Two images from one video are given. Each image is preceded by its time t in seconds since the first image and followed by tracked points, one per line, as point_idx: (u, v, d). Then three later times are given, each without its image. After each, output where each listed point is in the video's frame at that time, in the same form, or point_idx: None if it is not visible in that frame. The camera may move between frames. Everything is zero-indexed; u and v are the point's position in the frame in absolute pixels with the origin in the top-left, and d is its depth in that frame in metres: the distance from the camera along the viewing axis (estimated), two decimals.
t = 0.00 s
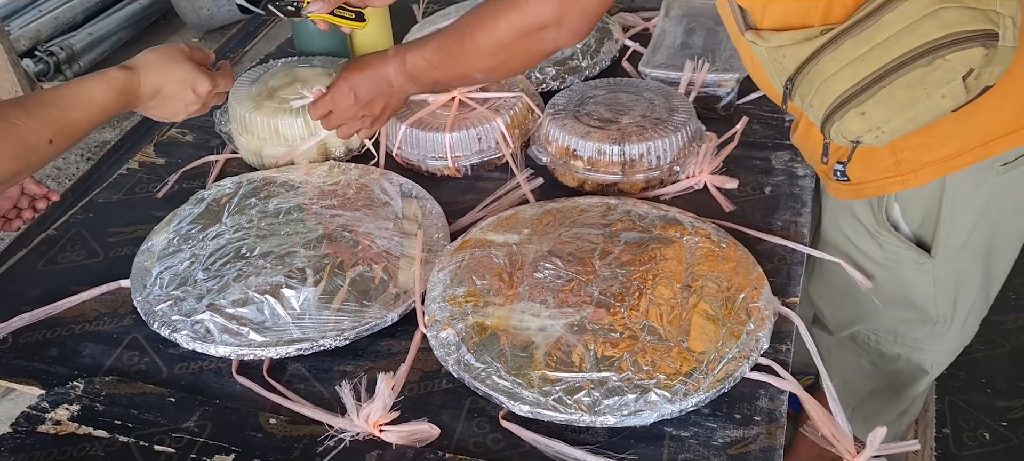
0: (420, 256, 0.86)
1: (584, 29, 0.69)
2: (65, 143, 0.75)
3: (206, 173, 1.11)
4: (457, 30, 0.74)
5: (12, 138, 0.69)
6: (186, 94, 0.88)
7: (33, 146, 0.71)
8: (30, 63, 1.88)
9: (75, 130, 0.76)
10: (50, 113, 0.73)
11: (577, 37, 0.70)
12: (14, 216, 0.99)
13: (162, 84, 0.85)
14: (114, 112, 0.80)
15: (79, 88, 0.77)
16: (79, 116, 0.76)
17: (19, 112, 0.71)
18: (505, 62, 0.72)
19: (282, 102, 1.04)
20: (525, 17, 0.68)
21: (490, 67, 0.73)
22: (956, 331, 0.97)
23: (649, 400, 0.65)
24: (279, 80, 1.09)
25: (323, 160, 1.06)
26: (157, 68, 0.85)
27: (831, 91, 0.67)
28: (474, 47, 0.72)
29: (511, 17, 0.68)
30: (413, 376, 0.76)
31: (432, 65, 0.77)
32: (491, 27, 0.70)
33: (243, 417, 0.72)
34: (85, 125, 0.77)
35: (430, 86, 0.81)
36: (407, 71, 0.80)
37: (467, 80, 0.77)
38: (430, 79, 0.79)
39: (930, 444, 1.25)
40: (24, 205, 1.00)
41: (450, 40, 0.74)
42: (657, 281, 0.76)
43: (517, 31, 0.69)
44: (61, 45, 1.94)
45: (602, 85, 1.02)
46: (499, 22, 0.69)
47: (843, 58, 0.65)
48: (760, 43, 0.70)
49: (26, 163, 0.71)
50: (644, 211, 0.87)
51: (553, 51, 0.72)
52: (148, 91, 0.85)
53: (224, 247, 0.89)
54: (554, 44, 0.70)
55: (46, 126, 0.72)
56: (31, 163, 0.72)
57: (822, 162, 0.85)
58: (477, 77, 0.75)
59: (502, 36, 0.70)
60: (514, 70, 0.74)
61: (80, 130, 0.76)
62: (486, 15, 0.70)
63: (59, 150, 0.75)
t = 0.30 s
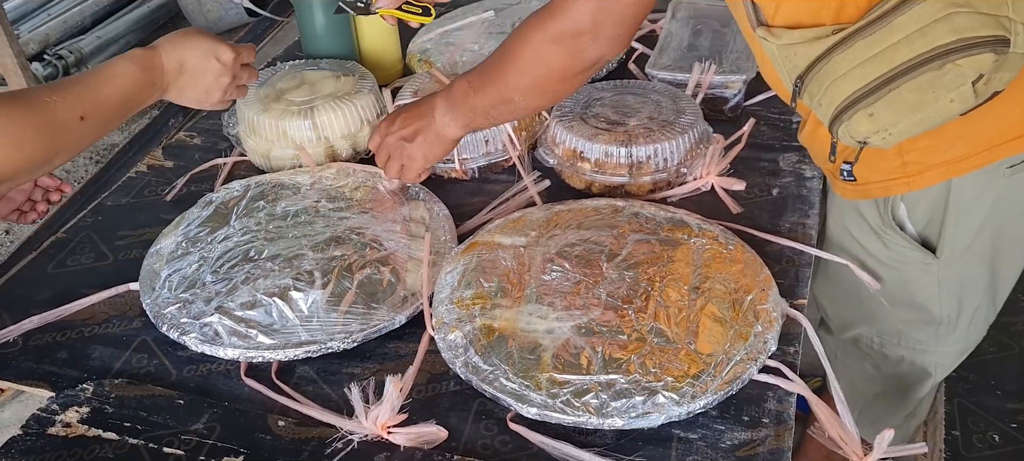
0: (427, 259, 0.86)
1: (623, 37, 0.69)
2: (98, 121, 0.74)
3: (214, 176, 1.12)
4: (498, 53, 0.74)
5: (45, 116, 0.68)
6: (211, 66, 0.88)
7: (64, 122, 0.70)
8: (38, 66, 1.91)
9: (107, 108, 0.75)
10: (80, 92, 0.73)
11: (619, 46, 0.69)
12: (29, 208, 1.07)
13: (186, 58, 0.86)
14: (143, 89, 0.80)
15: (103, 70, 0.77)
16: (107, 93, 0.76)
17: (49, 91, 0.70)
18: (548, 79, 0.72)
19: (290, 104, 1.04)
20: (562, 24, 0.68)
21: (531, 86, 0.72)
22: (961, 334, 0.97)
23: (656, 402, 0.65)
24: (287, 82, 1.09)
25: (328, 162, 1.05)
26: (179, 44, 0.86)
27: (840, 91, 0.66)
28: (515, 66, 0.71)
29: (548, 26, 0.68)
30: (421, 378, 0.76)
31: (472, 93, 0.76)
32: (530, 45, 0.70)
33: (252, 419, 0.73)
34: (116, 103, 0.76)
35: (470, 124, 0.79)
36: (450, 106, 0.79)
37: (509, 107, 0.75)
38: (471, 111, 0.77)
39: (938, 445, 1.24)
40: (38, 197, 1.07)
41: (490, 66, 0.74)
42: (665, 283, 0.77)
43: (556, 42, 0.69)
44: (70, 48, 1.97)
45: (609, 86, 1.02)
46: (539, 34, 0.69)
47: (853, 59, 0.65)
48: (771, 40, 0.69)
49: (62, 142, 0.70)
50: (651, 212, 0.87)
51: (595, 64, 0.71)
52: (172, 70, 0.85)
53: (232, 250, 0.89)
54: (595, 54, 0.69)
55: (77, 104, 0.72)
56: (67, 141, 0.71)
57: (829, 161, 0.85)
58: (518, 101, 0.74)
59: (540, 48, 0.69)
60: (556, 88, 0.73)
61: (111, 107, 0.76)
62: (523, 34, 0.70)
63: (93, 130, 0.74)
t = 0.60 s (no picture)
0: (433, 258, 0.86)
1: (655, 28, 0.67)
2: (148, 58, 0.79)
3: (220, 176, 1.12)
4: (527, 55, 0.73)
5: (99, 53, 0.74)
6: (246, 6, 0.94)
7: (117, 59, 0.75)
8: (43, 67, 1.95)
9: (155, 49, 0.80)
10: (129, 34, 0.79)
11: (653, 36, 0.67)
12: (31, 206, 1.11)
13: (222, 3, 0.91)
14: (186, 30, 0.85)
15: (150, 19, 0.83)
16: (154, 34, 0.81)
17: (101, 34, 0.76)
18: (578, 76, 0.70)
19: (296, 103, 1.05)
20: (589, 21, 0.66)
21: (561, 85, 0.71)
22: (968, 333, 0.97)
23: (663, 401, 0.65)
24: (292, 82, 1.09)
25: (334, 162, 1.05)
26: None
27: (851, 82, 0.65)
28: (545, 65, 0.70)
29: (574, 23, 0.67)
30: (427, 377, 0.76)
31: (504, 96, 0.75)
32: (558, 43, 0.68)
33: (258, 419, 0.73)
34: (163, 43, 0.82)
35: (501, 130, 0.79)
36: (481, 112, 0.78)
37: (540, 109, 0.74)
38: (502, 115, 0.77)
39: (946, 445, 1.24)
40: (40, 195, 1.11)
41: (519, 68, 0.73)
42: (671, 282, 0.76)
43: (585, 37, 0.67)
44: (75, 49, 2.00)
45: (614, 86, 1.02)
46: (566, 31, 0.67)
47: (866, 50, 0.63)
48: (785, 30, 0.67)
49: (117, 77, 0.75)
50: (657, 211, 0.87)
51: (628, 58, 0.69)
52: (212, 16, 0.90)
53: (239, 250, 0.90)
54: (626, 47, 0.67)
55: (123, 44, 0.77)
56: (121, 77, 0.75)
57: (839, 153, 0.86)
58: (549, 102, 0.73)
59: (568, 45, 0.68)
60: (586, 88, 0.71)
61: (160, 46, 0.81)
62: (552, 32, 0.69)
63: (146, 69, 0.79)
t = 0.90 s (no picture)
0: (436, 261, 0.86)
1: (712, 30, 0.66)
2: (164, 54, 0.79)
3: (223, 180, 1.12)
4: (587, 47, 0.73)
5: (117, 48, 0.74)
6: (264, 6, 0.91)
7: (134, 55, 0.75)
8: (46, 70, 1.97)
9: (171, 45, 0.80)
10: (145, 29, 0.78)
11: (709, 39, 0.66)
12: (29, 215, 1.11)
13: (239, 2, 0.89)
14: (204, 27, 0.84)
15: (167, 15, 0.82)
16: (171, 30, 0.81)
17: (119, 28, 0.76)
18: (631, 75, 0.70)
19: (300, 107, 1.05)
20: (646, 20, 0.66)
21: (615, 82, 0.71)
22: (968, 332, 0.97)
23: (666, 404, 0.65)
24: (296, 86, 1.10)
25: (337, 165, 1.06)
26: None
27: (858, 74, 0.65)
28: (601, 60, 0.71)
29: (631, 22, 0.67)
30: (430, 380, 0.76)
31: (558, 88, 0.76)
32: (616, 39, 0.68)
33: (262, 422, 0.73)
34: (179, 39, 0.81)
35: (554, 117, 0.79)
36: (534, 100, 0.80)
37: (592, 103, 0.75)
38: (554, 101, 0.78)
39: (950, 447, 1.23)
40: (36, 204, 1.12)
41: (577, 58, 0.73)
42: (674, 285, 0.77)
43: (641, 36, 0.67)
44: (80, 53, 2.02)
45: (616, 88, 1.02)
46: (623, 28, 0.67)
47: (874, 43, 0.64)
48: (794, 21, 0.69)
49: (134, 72, 0.75)
50: (660, 214, 0.86)
51: (682, 60, 0.69)
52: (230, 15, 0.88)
53: (242, 253, 0.90)
54: (681, 50, 0.67)
55: (141, 41, 0.76)
56: (138, 72, 0.75)
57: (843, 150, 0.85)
58: (602, 96, 0.73)
59: (623, 42, 0.68)
60: (639, 87, 0.71)
61: (175, 42, 0.80)
62: (610, 27, 0.69)
63: (162, 64, 0.78)
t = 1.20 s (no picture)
0: (438, 263, 0.86)
1: None
2: (168, 59, 0.79)
3: (225, 182, 1.12)
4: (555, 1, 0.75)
5: (121, 53, 0.74)
6: (268, 12, 0.92)
7: (138, 60, 0.76)
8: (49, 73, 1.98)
9: (175, 51, 0.80)
10: (150, 35, 0.79)
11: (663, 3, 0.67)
12: (35, 217, 1.12)
13: (245, 9, 0.90)
14: (209, 34, 0.85)
15: (172, 22, 0.83)
16: (176, 37, 0.81)
17: (123, 34, 0.76)
18: (588, 35, 0.73)
19: (302, 110, 1.05)
20: None
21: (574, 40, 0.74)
22: (977, 334, 0.97)
23: (667, 406, 0.65)
24: (298, 89, 1.10)
25: (338, 167, 1.06)
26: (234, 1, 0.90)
27: (875, 74, 0.65)
28: (562, 17, 0.73)
29: None
30: (432, 382, 0.76)
31: (527, 42, 0.80)
32: None
33: (264, 424, 0.73)
34: (183, 45, 0.81)
35: (526, 66, 0.83)
36: (509, 54, 0.84)
37: (555, 58, 0.77)
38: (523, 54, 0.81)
39: (952, 449, 1.23)
40: (43, 205, 1.13)
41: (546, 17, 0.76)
42: (676, 287, 0.77)
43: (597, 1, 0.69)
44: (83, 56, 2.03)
45: (618, 91, 1.02)
46: None
47: (893, 43, 0.64)
48: (810, 20, 0.69)
49: (137, 77, 0.75)
50: (662, 216, 0.86)
51: (636, 27, 0.70)
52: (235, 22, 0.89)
53: (244, 256, 0.90)
54: (635, 16, 0.69)
55: (145, 45, 0.77)
56: (142, 77, 0.76)
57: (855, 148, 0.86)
58: (563, 51, 0.76)
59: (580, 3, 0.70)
60: (594, 46, 0.74)
61: (179, 48, 0.81)
62: None
63: (166, 70, 0.79)
